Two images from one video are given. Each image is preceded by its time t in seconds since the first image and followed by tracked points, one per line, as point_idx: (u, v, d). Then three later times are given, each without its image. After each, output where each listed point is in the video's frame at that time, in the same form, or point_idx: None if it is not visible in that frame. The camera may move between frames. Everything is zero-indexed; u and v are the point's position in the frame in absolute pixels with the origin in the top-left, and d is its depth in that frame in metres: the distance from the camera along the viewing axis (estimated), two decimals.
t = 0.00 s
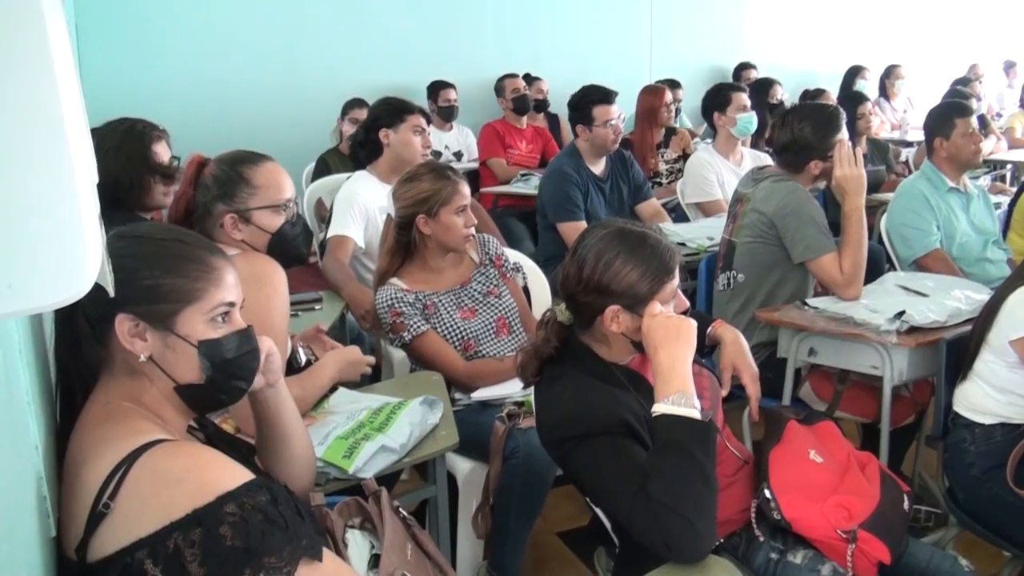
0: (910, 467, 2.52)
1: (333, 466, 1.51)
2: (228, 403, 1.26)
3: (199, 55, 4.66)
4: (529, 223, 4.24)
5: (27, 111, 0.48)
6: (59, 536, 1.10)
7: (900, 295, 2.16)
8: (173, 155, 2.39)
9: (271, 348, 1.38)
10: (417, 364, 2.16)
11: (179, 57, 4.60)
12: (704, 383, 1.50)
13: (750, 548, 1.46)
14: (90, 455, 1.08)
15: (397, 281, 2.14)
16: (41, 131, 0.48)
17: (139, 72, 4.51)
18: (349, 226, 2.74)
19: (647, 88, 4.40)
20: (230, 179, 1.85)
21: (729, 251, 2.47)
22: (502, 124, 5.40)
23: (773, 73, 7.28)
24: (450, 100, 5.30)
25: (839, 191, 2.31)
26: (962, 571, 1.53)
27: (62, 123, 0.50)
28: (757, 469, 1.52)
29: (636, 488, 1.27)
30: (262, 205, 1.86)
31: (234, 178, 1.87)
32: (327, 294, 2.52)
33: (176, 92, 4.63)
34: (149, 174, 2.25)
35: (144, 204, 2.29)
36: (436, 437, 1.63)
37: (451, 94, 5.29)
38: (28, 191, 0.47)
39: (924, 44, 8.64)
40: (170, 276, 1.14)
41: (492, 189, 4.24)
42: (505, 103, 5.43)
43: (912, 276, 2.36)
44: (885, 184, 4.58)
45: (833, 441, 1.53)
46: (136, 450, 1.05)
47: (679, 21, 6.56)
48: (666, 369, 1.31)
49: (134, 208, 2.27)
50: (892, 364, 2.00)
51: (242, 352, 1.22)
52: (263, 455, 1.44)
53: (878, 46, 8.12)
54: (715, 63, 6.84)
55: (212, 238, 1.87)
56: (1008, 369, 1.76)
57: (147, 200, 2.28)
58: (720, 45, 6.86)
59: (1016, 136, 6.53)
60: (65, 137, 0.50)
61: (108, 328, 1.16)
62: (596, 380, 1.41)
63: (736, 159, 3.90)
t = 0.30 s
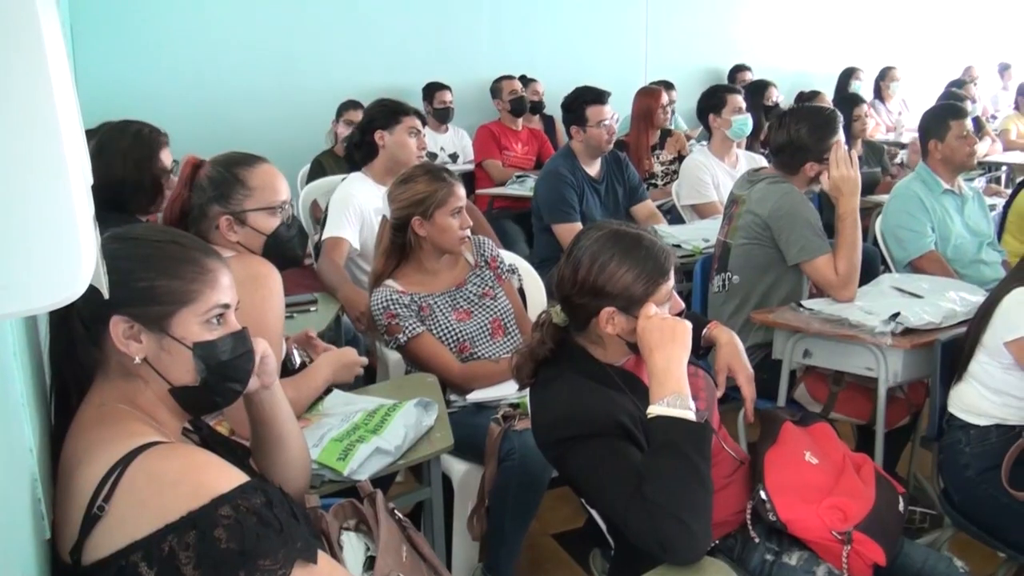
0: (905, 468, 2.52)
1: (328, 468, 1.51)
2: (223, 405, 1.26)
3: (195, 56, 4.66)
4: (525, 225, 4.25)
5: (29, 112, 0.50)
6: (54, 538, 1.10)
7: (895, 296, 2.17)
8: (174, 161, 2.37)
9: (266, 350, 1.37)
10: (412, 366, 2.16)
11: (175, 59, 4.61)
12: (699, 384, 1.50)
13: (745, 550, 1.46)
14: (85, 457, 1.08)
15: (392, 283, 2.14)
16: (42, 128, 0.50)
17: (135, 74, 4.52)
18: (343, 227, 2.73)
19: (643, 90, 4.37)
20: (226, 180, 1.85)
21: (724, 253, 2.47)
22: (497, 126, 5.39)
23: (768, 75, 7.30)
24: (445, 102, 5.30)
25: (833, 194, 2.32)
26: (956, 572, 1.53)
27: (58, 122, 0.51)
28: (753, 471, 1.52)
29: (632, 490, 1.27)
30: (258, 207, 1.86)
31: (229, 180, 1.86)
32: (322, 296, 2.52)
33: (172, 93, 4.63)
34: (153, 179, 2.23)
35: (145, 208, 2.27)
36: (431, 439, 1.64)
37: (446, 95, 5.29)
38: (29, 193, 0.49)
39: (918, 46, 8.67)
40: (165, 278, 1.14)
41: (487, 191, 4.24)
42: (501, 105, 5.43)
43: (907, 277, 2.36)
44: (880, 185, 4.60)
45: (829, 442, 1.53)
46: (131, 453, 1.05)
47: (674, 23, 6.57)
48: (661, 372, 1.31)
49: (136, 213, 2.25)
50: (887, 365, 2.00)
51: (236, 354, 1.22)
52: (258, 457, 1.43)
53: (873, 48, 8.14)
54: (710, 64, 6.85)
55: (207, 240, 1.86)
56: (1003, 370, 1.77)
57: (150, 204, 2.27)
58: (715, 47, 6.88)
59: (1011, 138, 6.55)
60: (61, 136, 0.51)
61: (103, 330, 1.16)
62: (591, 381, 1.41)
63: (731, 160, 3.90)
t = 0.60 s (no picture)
0: (895, 468, 2.53)
1: (318, 472, 1.50)
2: (213, 409, 1.26)
3: (186, 58, 4.67)
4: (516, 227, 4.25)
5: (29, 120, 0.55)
6: (44, 542, 1.09)
7: (885, 298, 2.18)
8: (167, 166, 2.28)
9: (255, 353, 1.37)
10: (403, 369, 2.16)
11: (165, 61, 4.61)
12: (689, 385, 1.50)
13: (735, 551, 1.46)
14: (73, 461, 1.07)
15: (383, 286, 2.14)
16: (37, 134, 0.55)
17: (124, 76, 4.53)
18: (334, 230, 2.73)
19: (634, 92, 4.42)
20: (213, 183, 1.85)
21: (715, 255, 2.47)
22: (488, 128, 5.40)
23: (759, 77, 7.32)
24: (436, 104, 5.30)
25: (822, 196, 2.33)
26: (946, 573, 1.54)
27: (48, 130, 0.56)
28: (743, 472, 1.52)
29: (623, 492, 1.27)
30: (246, 208, 1.86)
31: (216, 182, 1.86)
32: (313, 300, 2.52)
33: (162, 95, 4.64)
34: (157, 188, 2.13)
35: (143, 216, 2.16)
36: (421, 443, 1.64)
37: (437, 98, 5.30)
38: (27, 193, 0.54)
39: (909, 48, 8.71)
40: (155, 281, 1.14)
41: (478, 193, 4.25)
42: (492, 108, 5.44)
43: (896, 279, 2.37)
44: (870, 188, 4.61)
45: (819, 443, 1.53)
46: (121, 457, 1.04)
47: (666, 26, 6.58)
48: (651, 373, 1.31)
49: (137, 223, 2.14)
50: (876, 367, 2.01)
51: (226, 357, 1.22)
52: (248, 460, 1.43)
53: (863, 51, 8.17)
54: (701, 67, 6.87)
55: (195, 243, 1.85)
56: (992, 371, 1.77)
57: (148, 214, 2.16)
58: (707, 49, 6.90)
59: (1000, 140, 6.58)
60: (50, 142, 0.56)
61: (90, 333, 1.15)
62: (582, 383, 1.41)
63: (721, 163, 3.91)
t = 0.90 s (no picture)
0: (884, 469, 2.54)
1: (306, 475, 1.50)
2: (200, 413, 1.25)
3: (174, 60, 4.66)
4: (505, 230, 4.25)
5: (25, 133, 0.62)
6: (30, 548, 1.09)
7: (873, 299, 2.18)
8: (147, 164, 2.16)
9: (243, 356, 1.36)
10: (392, 372, 2.16)
11: (153, 64, 4.60)
12: (677, 388, 1.51)
13: (724, 553, 1.46)
14: (59, 468, 1.06)
15: (372, 289, 2.13)
16: (26, 149, 0.62)
17: (112, 78, 4.52)
18: (322, 233, 2.72)
19: (622, 95, 4.41)
20: (178, 185, 1.71)
21: (703, 257, 2.48)
22: (476, 132, 5.39)
23: (747, 80, 7.35)
24: (425, 107, 5.30)
25: (809, 200, 2.34)
26: (935, 573, 1.54)
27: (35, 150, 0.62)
28: (731, 473, 1.52)
29: (611, 494, 1.27)
30: (215, 209, 1.72)
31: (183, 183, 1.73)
32: (302, 303, 2.51)
33: (151, 98, 4.63)
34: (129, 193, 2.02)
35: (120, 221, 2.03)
36: (409, 446, 1.64)
37: (426, 100, 5.30)
38: (20, 205, 0.61)
39: (897, 51, 8.76)
40: (142, 285, 1.13)
41: (467, 196, 4.25)
42: (481, 111, 5.43)
43: (884, 280, 2.38)
44: (858, 190, 4.63)
45: (806, 444, 1.54)
46: (107, 462, 1.04)
47: (654, 28, 6.60)
48: (639, 376, 1.31)
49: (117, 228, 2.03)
50: (865, 368, 2.02)
51: (213, 362, 1.20)
52: (236, 464, 1.42)
53: (851, 53, 8.21)
54: (689, 70, 6.89)
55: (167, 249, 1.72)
56: (980, 372, 1.78)
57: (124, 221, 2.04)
58: (695, 52, 6.92)
59: (988, 142, 6.61)
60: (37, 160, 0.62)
61: (77, 338, 1.15)
62: (570, 385, 1.41)
63: (709, 165, 3.93)
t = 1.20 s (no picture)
0: (871, 471, 2.55)
1: (293, 480, 1.49)
2: (186, 418, 1.25)
3: (162, 63, 4.64)
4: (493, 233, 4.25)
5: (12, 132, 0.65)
6: (15, 554, 1.08)
7: (860, 301, 2.19)
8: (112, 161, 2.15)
9: (229, 360, 1.36)
10: (379, 375, 2.15)
11: (141, 66, 4.59)
12: (664, 390, 1.51)
13: (712, 555, 1.46)
14: (43, 474, 1.06)
15: (359, 292, 2.13)
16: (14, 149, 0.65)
17: (99, 81, 4.51)
18: (309, 236, 2.72)
19: (608, 97, 4.43)
20: (127, 188, 1.67)
21: (690, 259, 2.48)
22: (463, 135, 5.40)
23: (734, 83, 7.38)
24: (411, 110, 5.30)
25: (796, 202, 2.36)
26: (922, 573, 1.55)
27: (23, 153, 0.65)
28: (718, 476, 1.52)
29: (598, 497, 1.27)
30: (164, 215, 1.69)
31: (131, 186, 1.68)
32: (288, 306, 2.50)
33: (138, 101, 4.62)
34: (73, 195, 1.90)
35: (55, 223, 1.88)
36: (396, 449, 1.63)
37: (412, 103, 5.30)
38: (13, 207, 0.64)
39: (883, 54, 8.81)
40: (128, 289, 1.12)
41: (454, 199, 4.25)
42: (468, 114, 5.43)
43: (870, 282, 2.39)
44: (844, 192, 4.66)
45: (793, 445, 1.54)
46: (93, 468, 1.03)
47: (641, 31, 6.62)
48: (626, 379, 1.31)
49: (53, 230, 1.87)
50: (851, 370, 2.03)
51: (199, 366, 1.21)
52: (222, 468, 1.41)
53: (837, 56, 8.26)
54: (676, 72, 6.91)
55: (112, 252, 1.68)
56: (965, 373, 1.79)
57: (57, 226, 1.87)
58: (682, 55, 6.94)
59: (973, 145, 6.66)
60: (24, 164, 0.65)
61: (63, 342, 1.14)
62: (557, 388, 1.41)
63: (696, 168, 3.94)
